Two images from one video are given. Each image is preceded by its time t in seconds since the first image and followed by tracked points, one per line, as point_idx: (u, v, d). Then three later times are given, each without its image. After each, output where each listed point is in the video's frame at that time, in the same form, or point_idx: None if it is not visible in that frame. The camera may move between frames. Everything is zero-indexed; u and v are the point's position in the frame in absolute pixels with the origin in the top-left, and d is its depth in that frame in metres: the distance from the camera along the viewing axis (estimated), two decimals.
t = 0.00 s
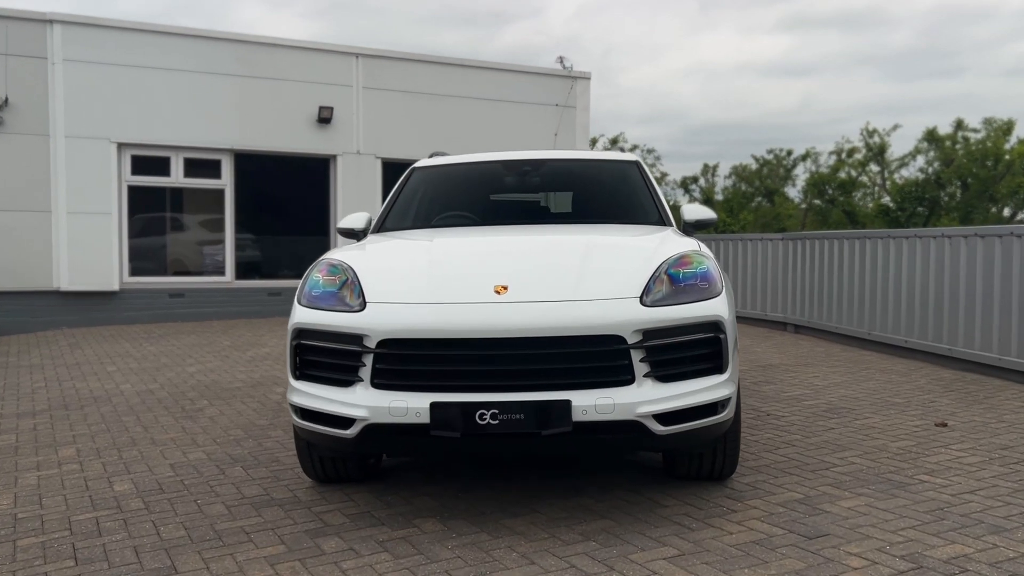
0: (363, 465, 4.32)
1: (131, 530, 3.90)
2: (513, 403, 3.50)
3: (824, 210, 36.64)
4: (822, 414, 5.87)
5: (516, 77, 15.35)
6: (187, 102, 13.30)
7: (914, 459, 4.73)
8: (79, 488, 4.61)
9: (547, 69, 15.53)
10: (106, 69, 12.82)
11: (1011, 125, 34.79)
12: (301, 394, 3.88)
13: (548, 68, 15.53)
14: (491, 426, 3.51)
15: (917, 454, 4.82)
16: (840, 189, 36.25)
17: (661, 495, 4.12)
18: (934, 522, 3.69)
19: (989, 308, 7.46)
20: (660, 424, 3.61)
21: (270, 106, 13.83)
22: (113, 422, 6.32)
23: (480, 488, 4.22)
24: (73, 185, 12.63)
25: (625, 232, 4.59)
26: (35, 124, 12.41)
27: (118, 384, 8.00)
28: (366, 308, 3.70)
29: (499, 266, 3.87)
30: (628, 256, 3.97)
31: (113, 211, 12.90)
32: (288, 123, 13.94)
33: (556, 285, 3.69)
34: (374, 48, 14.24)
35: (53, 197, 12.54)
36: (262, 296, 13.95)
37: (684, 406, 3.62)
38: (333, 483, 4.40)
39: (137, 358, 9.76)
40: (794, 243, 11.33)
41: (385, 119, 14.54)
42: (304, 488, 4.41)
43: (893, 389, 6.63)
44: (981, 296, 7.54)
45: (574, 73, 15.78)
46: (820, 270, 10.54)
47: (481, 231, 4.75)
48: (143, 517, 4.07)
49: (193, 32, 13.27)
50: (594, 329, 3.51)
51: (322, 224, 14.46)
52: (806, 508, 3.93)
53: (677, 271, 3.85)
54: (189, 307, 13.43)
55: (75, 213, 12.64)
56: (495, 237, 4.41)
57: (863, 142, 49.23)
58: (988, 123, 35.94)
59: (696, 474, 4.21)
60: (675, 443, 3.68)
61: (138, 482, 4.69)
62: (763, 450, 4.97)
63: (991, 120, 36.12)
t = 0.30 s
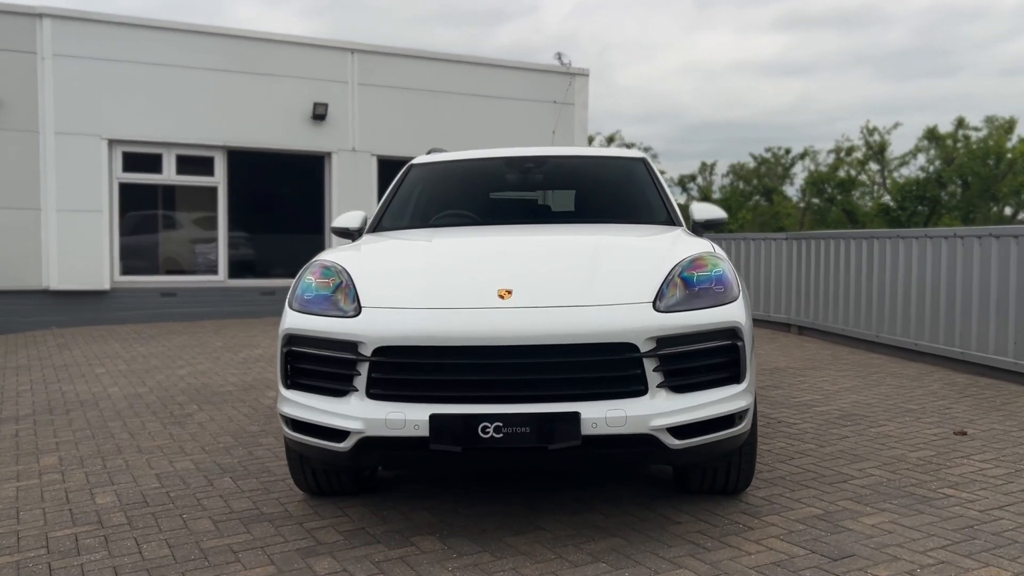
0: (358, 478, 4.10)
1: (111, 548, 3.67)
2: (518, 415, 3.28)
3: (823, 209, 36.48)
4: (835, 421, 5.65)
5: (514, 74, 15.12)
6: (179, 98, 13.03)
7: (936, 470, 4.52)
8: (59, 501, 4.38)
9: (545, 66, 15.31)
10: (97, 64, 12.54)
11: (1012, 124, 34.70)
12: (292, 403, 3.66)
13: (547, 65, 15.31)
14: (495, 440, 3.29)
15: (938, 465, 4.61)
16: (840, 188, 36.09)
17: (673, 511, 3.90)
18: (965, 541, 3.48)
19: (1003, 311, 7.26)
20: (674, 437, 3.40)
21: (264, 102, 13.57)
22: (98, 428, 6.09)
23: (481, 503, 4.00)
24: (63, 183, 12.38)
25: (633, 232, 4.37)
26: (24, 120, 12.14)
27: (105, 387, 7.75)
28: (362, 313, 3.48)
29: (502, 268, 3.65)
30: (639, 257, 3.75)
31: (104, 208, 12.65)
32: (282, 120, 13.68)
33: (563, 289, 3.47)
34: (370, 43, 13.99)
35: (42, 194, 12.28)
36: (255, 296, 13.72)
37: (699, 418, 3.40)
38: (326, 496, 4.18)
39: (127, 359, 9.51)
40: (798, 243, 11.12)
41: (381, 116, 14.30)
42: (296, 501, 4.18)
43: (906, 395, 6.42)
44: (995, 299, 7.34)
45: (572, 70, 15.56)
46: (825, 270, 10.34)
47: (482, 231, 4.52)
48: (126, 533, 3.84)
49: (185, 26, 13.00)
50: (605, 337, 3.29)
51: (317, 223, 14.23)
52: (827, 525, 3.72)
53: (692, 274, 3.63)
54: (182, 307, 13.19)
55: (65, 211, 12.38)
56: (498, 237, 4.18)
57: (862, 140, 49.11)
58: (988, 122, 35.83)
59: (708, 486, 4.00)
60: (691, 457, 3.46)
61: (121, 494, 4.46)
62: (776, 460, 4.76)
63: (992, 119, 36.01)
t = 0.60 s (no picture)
0: (351, 491, 3.87)
1: (88, 568, 3.43)
2: (523, 428, 3.06)
3: (823, 210, 36.31)
4: (848, 428, 5.44)
5: (511, 72, 14.91)
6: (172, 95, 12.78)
7: (959, 482, 4.31)
8: (35, 515, 4.14)
9: (544, 64, 15.10)
10: (87, 61, 12.28)
11: (1013, 124, 34.55)
12: (281, 414, 3.43)
13: (545, 62, 15.10)
14: (499, 454, 3.07)
15: (960, 476, 4.40)
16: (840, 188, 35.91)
17: (685, 527, 3.67)
18: (998, 561, 3.27)
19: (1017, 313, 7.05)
20: (690, 450, 3.18)
21: (258, 99, 13.32)
22: (81, 434, 5.85)
23: (481, 518, 3.78)
24: (52, 181, 12.12)
25: (641, 232, 4.15)
26: (12, 117, 11.89)
27: (91, 391, 7.51)
28: (355, 317, 3.25)
29: (504, 269, 3.42)
30: (649, 257, 3.53)
31: (94, 207, 12.40)
32: (276, 118, 13.44)
33: (571, 292, 3.25)
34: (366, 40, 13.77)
35: (31, 193, 12.03)
36: (248, 296, 13.48)
37: (716, 430, 3.19)
38: (318, 510, 3.96)
39: (116, 362, 9.26)
40: (803, 243, 10.91)
41: (376, 114, 14.07)
42: (287, 516, 3.95)
43: (919, 401, 6.21)
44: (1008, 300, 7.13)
45: (571, 68, 15.35)
46: (831, 271, 10.13)
47: (483, 231, 4.30)
48: (104, 552, 3.61)
49: (178, 22, 12.75)
50: (616, 343, 3.07)
51: (311, 222, 14.01)
52: (850, 543, 3.50)
53: (707, 276, 3.41)
54: (174, 308, 12.95)
55: (54, 210, 12.13)
56: (500, 237, 3.96)
57: (862, 140, 48.95)
58: (989, 122, 35.68)
59: (722, 500, 3.78)
60: (706, 472, 3.25)
61: (102, 507, 4.22)
62: (790, 471, 4.54)
63: (993, 119, 35.86)
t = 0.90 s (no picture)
0: (343, 507, 3.65)
1: None
2: (527, 443, 2.84)
3: (823, 209, 36.14)
4: (861, 436, 5.23)
5: (509, 69, 14.68)
6: (163, 92, 12.55)
7: (982, 494, 4.10)
8: (8, 531, 3.90)
9: (541, 61, 14.88)
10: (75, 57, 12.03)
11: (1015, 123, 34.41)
12: (266, 427, 3.21)
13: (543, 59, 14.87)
14: (500, 470, 2.85)
15: (983, 488, 4.19)
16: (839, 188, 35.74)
17: (697, 544, 3.46)
18: None
19: None
20: (704, 466, 2.97)
21: (251, 97, 13.08)
22: (63, 443, 5.61)
23: (480, 536, 3.56)
24: (41, 180, 11.88)
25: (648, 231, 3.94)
26: None
27: (76, 397, 7.27)
28: (345, 323, 3.03)
29: (505, 270, 3.21)
30: (659, 258, 3.32)
31: (83, 206, 12.15)
32: (269, 115, 13.20)
33: (576, 295, 3.03)
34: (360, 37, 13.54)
35: (19, 192, 11.79)
36: (241, 297, 13.24)
37: (733, 443, 2.97)
38: (308, 527, 3.74)
39: (104, 366, 9.02)
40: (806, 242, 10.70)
41: (372, 112, 13.83)
42: (274, 533, 3.73)
43: (933, 406, 6.00)
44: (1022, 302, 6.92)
45: (569, 65, 15.14)
46: (836, 271, 9.92)
47: (482, 231, 4.09)
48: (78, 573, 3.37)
49: (169, 18, 12.51)
50: (625, 351, 2.86)
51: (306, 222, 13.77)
52: (873, 563, 3.29)
53: (721, 279, 3.19)
54: (165, 309, 12.71)
55: (42, 210, 11.89)
56: (500, 236, 3.74)
57: (861, 139, 48.73)
58: (990, 121, 35.52)
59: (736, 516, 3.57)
60: (722, 488, 3.03)
61: (79, 523, 3.98)
62: (804, 482, 4.33)
63: (993, 117, 35.70)
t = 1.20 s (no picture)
0: (333, 525, 3.45)
1: None
2: (529, 460, 2.64)
3: (822, 207, 36.00)
4: (874, 443, 5.03)
5: (505, 65, 14.46)
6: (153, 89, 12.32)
7: (1005, 507, 3.90)
8: None
9: (538, 57, 14.66)
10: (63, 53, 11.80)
11: (1015, 120, 34.30)
12: (250, 442, 3.00)
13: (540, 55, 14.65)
14: (500, 490, 2.65)
15: (1006, 501, 3.99)
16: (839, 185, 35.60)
17: (709, 564, 3.26)
18: None
19: None
20: (720, 484, 2.76)
21: (243, 93, 12.85)
22: (43, 452, 5.39)
23: (478, 556, 3.35)
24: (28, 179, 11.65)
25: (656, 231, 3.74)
26: None
27: (60, 402, 7.04)
28: (334, 332, 2.82)
29: (506, 274, 3.00)
30: (670, 260, 3.11)
31: (73, 205, 11.92)
32: (262, 112, 12.97)
33: (582, 300, 2.83)
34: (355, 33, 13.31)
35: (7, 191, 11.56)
36: (234, 298, 13.02)
37: (750, 459, 2.77)
38: (297, 544, 3.53)
39: (91, 369, 8.80)
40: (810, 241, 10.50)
41: (366, 109, 13.61)
42: (260, 552, 3.52)
43: (946, 411, 5.80)
44: None
45: (567, 61, 14.92)
46: (841, 271, 9.72)
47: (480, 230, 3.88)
48: None
49: (159, 13, 12.27)
50: (636, 361, 2.65)
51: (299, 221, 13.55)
52: None
53: (736, 283, 2.98)
54: (156, 310, 12.49)
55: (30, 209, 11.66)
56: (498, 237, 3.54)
57: (861, 137, 48.62)
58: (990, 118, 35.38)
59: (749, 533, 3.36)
60: (738, 507, 2.83)
61: (54, 541, 3.77)
62: (818, 494, 4.13)
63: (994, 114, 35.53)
